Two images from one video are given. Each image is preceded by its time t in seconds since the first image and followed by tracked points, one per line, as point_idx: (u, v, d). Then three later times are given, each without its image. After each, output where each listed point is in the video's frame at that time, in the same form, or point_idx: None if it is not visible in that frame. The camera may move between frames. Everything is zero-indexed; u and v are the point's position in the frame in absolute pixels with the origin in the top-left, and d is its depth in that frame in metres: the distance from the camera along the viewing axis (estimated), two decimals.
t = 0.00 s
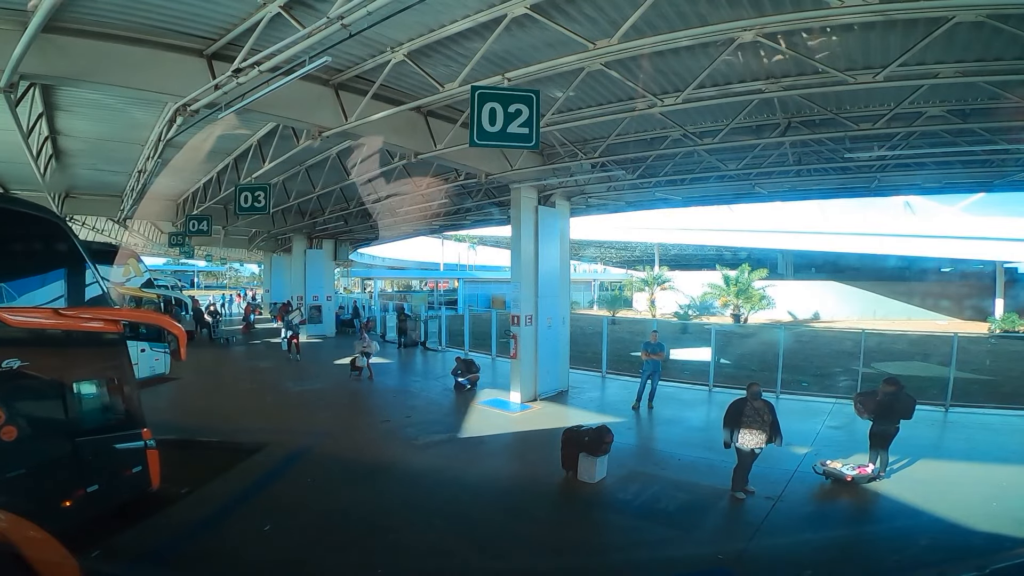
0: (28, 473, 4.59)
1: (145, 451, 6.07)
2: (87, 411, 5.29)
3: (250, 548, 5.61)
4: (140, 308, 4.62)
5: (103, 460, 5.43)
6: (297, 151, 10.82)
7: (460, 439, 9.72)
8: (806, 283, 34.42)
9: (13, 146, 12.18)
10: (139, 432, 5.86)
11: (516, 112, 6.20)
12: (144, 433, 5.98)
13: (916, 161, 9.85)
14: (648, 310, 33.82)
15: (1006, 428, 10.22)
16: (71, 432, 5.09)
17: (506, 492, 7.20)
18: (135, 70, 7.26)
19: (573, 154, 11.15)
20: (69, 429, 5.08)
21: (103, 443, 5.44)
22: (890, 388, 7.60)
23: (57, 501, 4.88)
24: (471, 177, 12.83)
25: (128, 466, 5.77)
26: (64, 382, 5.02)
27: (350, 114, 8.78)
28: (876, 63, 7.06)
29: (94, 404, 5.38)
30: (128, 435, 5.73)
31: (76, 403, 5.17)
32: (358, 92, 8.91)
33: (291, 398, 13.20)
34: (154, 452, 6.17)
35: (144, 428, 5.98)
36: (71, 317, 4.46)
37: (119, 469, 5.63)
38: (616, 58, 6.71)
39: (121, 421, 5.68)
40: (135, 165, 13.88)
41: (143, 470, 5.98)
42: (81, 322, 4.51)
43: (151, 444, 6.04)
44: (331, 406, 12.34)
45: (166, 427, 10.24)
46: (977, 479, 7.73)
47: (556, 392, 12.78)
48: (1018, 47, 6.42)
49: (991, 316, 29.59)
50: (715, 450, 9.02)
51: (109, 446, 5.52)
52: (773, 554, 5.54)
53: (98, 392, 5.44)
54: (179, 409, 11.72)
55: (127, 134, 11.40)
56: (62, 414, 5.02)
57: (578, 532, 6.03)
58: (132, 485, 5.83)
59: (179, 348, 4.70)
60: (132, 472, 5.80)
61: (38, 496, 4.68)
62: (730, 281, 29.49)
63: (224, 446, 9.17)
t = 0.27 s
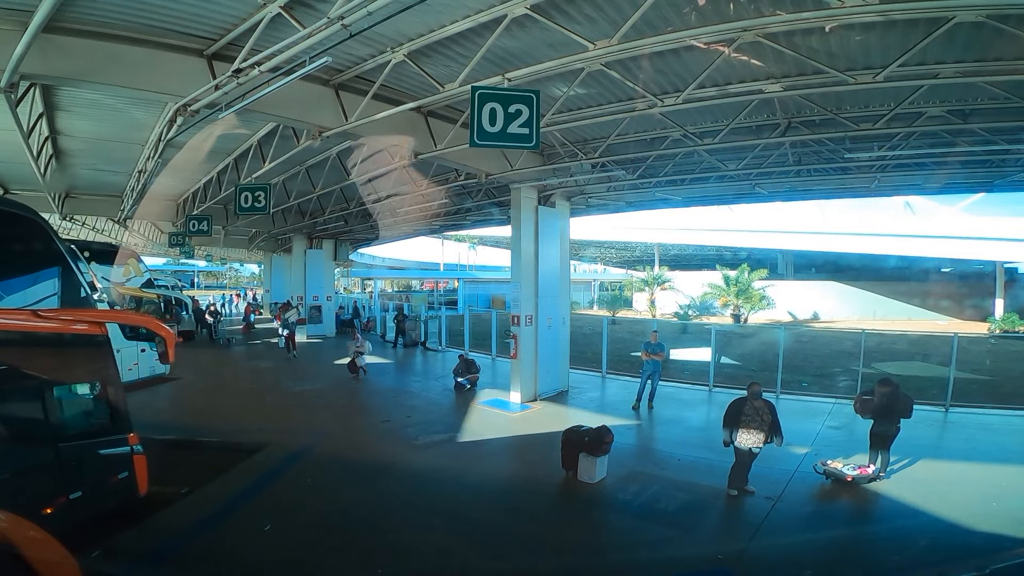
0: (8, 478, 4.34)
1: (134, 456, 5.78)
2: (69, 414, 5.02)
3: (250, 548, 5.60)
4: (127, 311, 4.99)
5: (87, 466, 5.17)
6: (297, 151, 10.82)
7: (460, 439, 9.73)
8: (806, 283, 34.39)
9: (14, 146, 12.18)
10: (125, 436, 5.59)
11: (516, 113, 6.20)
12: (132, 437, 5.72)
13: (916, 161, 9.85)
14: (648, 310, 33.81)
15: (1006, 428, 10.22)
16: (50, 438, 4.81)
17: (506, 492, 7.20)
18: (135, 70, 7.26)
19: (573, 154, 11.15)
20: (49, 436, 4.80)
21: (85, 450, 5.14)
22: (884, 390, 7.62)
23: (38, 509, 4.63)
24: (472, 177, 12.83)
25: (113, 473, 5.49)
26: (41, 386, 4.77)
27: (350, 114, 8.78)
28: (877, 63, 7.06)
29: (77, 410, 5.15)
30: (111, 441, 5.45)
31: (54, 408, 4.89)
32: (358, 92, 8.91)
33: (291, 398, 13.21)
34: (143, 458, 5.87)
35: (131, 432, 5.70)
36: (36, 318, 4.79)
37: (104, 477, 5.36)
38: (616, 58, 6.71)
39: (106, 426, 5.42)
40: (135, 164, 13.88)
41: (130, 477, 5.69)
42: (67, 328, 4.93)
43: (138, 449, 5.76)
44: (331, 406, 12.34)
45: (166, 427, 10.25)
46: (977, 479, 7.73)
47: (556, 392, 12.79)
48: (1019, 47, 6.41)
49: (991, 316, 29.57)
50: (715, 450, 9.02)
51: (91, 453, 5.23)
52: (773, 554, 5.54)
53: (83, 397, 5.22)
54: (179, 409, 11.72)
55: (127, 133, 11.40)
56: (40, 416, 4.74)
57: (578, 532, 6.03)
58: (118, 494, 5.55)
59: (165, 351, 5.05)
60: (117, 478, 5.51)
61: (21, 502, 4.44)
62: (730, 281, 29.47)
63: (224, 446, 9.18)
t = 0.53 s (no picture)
0: None
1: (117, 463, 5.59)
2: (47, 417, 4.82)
3: (249, 548, 5.60)
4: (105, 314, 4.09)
5: (69, 472, 4.94)
6: (297, 151, 10.81)
7: (459, 438, 9.72)
8: (806, 283, 34.37)
9: (14, 146, 12.19)
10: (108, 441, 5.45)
11: (516, 113, 6.20)
12: (115, 443, 5.56)
13: (916, 161, 9.85)
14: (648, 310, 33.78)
15: (1006, 428, 10.22)
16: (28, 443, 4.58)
17: (506, 492, 7.19)
18: (134, 70, 7.25)
19: (573, 154, 11.14)
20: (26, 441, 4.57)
21: (68, 454, 4.96)
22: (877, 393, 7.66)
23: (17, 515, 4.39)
24: (472, 177, 12.83)
25: (97, 478, 5.30)
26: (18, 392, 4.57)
27: (350, 113, 8.78)
28: (877, 63, 7.06)
29: (57, 413, 4.94)
30: (96, 446, 5.33)
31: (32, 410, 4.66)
32: (358, 92, 8.91)
33: (290, 398, 13.22)
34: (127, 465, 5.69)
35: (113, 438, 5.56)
36: (11, 323, 3.83)
37: (86, 483, 5.15)
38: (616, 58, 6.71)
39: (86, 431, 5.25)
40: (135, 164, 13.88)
41: (114, 484, 5.50)
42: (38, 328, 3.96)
43: (123, 455, 5.60)
44: (331, 406, 12.34)
45: (166, 427, 10.25)
46: (977, 479, 7.72)
47: (556, 392, 12.78)
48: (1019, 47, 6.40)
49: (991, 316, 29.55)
50: (716, 450, 9.01)
51: (78, 458, 5.06)
52: (773, 554, 5.54)
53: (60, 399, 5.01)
54: (179, 408, 11.73)
55: (128, 133, 11.41)
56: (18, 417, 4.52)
57: (578, 532, 6.03)
58: (100, 501, 5.33)
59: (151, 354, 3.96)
60: (100, 484, 5.30)
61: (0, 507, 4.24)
62: (730, 282, 29.43)
63: (224, 446, 9.18)
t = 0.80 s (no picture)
0: None
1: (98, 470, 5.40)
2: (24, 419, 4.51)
3: (248, 549, 5.59)
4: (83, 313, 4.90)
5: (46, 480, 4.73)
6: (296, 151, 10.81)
7: (459, 439, 9.72)
8: (806, 283, 34.34)
9: (15, 146, 12.20)
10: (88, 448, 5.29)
11: (516, 113, 6.19)
12: (96, 450, 5.41)
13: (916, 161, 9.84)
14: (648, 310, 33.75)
15: (1006, 428, 10.21)
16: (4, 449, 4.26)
17: (506, 492, 7.19)
18: (133, 69, 7.23)
19: (573, 154, 11.13)
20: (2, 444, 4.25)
21: (44, 460, 4.74)
22: (871, 397, 7.73)
23: None
24: (472, 178, 12.82)
25: (77, 486, 5.11)
26: None
27: (349, 113, 8.77)
28: (878, 63, 7.05)
29: (34, 418, 4.69)
30: (76, 452, 5.14)
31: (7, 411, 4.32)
32: (358, 92, 8.90)
33: (291, 398, 13.23)
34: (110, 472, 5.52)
35: (93, 444, 5.40)
36: None
37: (64, 492, 4.92)
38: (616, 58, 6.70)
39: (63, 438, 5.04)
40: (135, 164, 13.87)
41: (96, 491, 5.32)
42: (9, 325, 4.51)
43: (105, 461, 5.44)
44: (330, 406, 12.34)
45: (165, 427, 10.24)
46: (977, 479, 7.71)
47: (556, 392, 12.78)
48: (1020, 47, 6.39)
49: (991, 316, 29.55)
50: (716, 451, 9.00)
51: (54, 463, 4.86)
52: (773, 555, 5.53)
53: (36, 403, 4.71)
54: (179, 408, 11.72)
55: (129, 133, 11.41)
56: None
57: (578, 532, 6.02)
58: (81, 509, 5.12)
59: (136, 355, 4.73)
60: (79, 492, 5.09)
61: None
62: (730, 282, 29.40)
63: (224, 446, 9.17)
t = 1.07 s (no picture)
0: None
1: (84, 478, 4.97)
2: None
3: (247, 549, 5.56)
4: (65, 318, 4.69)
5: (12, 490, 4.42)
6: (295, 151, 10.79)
7: (459, 439, 9.70)
8: (806, 284, 34.31)
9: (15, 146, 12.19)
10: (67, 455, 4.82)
11: (516, 112, 6.17)
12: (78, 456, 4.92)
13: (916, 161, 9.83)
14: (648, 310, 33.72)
15: (1006, 428, 10.20)
16: None
17: (506, 492, 7.17)
18: (132, 68, 7.20)
19: (573, 153, 11.12)
20: None
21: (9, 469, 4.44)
22: (871, 399, 7.75)
23: None
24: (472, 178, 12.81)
25: (55, 494, 4.70)
26: None
27: (349, 113, 8.74)
28: (878, 63, 7.03)
29: None
30: (55, 459, 4.75)
31: None
32: (358, 91, 8.88)
33: (291, 398, 13.22)
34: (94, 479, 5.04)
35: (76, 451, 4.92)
36: None
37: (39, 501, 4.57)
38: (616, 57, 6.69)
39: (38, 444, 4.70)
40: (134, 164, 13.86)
41: (81, 500, 4.91)
42: None
43: (86, 468, 4.94)
44: (330, 406, 12.33)
45: (165, 427, 10.23)
46: (978, 479, 7.70)
47: (557, 393, 12.77)
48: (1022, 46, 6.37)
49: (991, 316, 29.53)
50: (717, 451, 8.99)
51: (25, 472, 4.54)
52: (773, 555, 5.51)
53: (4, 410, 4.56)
54: (178, 408, 11.71)
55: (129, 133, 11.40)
56: None
57: (578, 532, 6.00)
58: (62, 521, 4.74)
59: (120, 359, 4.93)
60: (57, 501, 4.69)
61: None
62: (731, 282, 29.38)
63: (223, 446, 9.16)
